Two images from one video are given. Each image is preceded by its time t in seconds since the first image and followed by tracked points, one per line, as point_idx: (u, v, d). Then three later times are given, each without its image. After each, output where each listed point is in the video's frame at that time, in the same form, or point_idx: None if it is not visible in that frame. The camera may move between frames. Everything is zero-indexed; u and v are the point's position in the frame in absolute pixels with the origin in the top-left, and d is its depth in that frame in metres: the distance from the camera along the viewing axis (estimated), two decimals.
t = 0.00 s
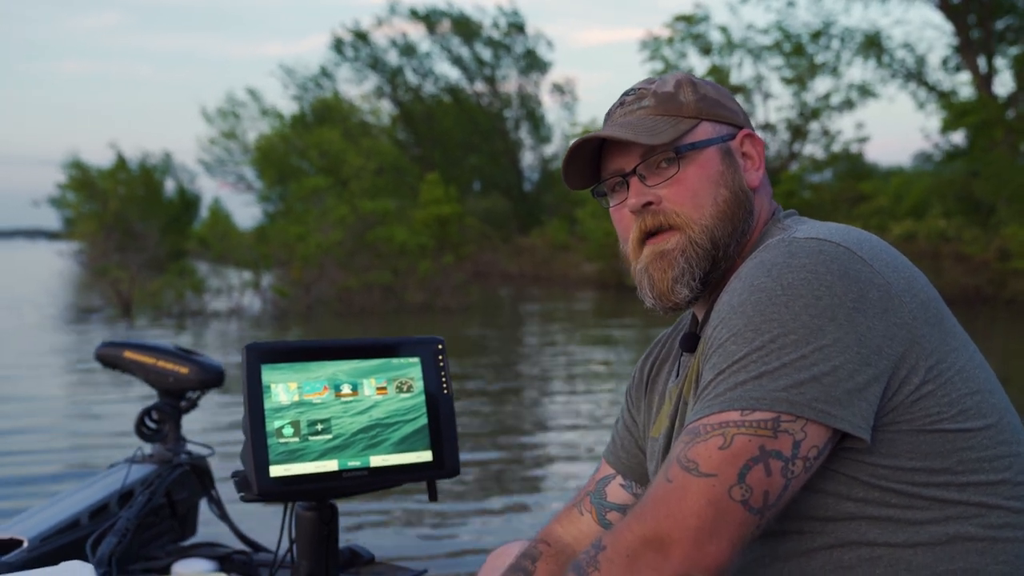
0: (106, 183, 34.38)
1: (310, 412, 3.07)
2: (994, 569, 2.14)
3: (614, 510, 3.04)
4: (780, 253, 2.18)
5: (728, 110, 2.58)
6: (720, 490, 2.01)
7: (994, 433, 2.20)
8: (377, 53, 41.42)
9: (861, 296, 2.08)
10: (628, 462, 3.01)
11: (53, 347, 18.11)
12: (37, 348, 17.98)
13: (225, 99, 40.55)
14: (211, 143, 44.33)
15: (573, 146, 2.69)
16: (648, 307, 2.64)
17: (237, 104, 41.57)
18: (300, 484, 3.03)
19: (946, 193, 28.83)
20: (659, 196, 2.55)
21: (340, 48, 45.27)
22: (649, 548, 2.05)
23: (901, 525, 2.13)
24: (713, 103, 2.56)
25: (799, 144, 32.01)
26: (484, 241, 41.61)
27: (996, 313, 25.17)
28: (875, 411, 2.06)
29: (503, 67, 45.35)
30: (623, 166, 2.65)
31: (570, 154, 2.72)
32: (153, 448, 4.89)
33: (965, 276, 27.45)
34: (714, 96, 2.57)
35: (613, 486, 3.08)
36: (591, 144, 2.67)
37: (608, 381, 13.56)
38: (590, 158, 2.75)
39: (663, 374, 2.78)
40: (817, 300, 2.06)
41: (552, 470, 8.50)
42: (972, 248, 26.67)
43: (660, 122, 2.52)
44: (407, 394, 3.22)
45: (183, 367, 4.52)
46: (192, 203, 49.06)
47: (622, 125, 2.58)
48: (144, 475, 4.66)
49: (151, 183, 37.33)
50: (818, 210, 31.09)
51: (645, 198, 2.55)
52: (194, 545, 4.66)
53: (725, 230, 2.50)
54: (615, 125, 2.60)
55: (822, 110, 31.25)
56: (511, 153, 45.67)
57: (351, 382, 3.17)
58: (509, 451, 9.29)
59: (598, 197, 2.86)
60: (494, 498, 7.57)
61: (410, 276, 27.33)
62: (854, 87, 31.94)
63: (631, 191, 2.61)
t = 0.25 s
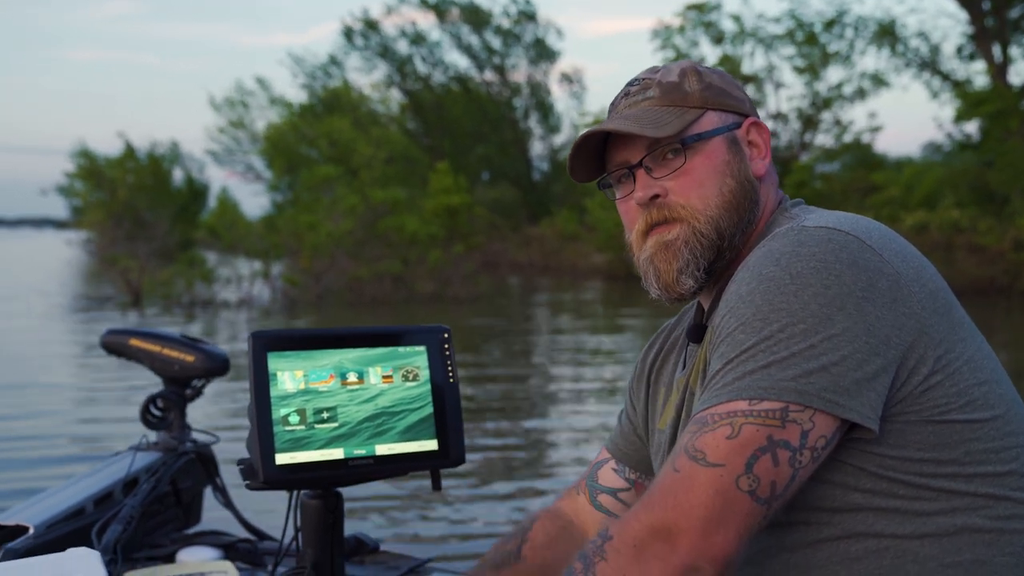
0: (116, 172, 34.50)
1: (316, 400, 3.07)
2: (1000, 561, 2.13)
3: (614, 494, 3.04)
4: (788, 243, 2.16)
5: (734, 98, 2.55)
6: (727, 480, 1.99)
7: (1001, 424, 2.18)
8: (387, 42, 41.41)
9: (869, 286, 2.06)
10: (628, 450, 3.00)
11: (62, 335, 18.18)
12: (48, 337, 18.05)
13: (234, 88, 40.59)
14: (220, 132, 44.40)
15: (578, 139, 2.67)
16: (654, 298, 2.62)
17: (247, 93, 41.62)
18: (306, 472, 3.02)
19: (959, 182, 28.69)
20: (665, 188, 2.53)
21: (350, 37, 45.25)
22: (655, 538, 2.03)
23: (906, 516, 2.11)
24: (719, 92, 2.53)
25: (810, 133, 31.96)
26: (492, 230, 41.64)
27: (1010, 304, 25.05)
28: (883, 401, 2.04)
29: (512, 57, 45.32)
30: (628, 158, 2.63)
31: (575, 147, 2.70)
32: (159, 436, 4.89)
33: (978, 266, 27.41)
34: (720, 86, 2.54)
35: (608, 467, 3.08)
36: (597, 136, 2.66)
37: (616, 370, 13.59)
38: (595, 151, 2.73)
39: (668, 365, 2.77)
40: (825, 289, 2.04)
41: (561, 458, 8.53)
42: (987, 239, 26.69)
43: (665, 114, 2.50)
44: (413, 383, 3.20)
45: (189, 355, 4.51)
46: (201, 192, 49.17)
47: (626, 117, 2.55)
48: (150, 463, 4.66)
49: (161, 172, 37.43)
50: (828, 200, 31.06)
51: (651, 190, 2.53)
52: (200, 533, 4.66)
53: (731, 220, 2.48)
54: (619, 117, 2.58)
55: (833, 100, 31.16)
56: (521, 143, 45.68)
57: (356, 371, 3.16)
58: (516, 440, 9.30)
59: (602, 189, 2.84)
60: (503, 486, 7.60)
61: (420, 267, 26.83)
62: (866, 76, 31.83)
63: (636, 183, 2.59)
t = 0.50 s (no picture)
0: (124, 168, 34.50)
1: (321, 400, 3.07)
2: (1007, 566, 2.13)
3: (619, 490, 3.04)
4: (797, 246, 2.16)
5: (739, 101, 2.55)
6: (735, 483, 1.99)
7: (1008, 429, 2.18)
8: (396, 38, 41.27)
9: (879, 289, 2.06)
10: (633, 451, 3.01)
11: (69, 333, 18.19)
12: (55, 333, 18.06)
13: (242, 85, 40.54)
14: (227, 128, 44.33)
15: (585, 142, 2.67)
16: (663, 301, 2.62)
17: (254, 90, 41.50)
18: (311, 472, 3.03)
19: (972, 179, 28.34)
20: (673, 191, 2.53)
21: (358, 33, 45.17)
22: (662, 542, 2.04)
23: (915, 520, 2.11)
24: (724, 96, 2.53)
25: (820, 131, 31.83)
26: (501, 228, 41.47)
27: None
28: (891, 405, 2.04)
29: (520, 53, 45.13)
30: (637, 162, 2.63)
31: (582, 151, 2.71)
32: (162, 435, 4.90)
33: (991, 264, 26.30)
34: (725, 89, 2.54)
35: (613, 463, 3.10)
36: (604, 140, 2.66)
37: (626, 368, 13.55)
38: (602, 155, 2.74)
39: (676, 367, 2.76)
40: (833, 293, 2.03)
41: (571, 456, 8.51)
42: (1001, 236, 26.05)
43: (671, 117, 2.50)
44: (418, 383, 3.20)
45: (193, 354, 4.51)
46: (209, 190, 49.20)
47: (632, 122, 2.56)
48: (153, 462, 4.67)
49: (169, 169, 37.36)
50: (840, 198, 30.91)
51: (659, 193, 2.53)
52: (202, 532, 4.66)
53: (741, 222, 2.47)
54: (625, 121, 2.59)
55: (844, 96, 31.03)
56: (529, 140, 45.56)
57: (361, 370, 3.15)
58: (523, 438, 9.26)
59: (610, 193, 2.84)
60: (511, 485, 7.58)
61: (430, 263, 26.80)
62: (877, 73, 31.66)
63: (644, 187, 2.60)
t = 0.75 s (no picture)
0: (130, 170, 34.49)
1: (319, 405, 3.04)
2: None
3: (615, 494, 3.04)
4: (798, 254, 2.15)
5: (741, 106, 2.55)
6: (732, 491, 1.98)
7: (1009, 438, 2.16)
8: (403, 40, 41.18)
9: (878, 298, 2.05)
10: (633, 454, 3.00)
11: (72, 335, 18.15)
12: (57, 336, 18.02)
13: (248, 87, 40.47)
14: (233, 130, 44.27)
15: (587, 146, 2.67)
16: (668, 303, 2.60)
17: (260, 92, 41.38)
18: (308, 476, 3.02)
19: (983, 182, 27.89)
20: (676, 192, 2.52)
21: (364, 35, 45.02)
22: (659, 548, 2.03)
23: (914, 529, 2.10)
24: (726, 99, 2.53)
25: (828, 134, 31.72)
26: (507, 230, 41.32)
27: None
28: (889, 415, 2.03)
29: (527, 55, 45.10)
30: (639, 165, 2.63)
31: (586, 155, 2.70)
32: (160, 438, 4.88)
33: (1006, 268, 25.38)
34: (727, 92, 2.54)
35: (610, 467, 3.09)
36: (606, 143, 2.66)
37: (631, 371, 13.51)
38: (604, 158, 2.73)
39: (677, 372, 2.75)
40: (833, 301, 2.03)
41: (577, 458, 8.49)
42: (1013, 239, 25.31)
43: (673, 119, 2.50)
44: (416, 388, 3.18)
45: (192, 358, 4.50)
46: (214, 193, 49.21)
47: (637, 123, 2.55)
48: (152, 465, 4.66)
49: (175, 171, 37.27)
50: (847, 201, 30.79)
51: (662, 195, 2.53)
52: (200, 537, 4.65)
53: (743, 224, 2.47)
54: (628, 123, 2.57)
55: (852, 99, 30.93)
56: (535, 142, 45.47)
57: (358, 375, 3.12)
58: (527, 441, 9.20)
59: (613, 197, 2.84)
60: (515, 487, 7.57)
61: (437, 267, 26.97)
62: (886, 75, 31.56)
63: (648, 190, 2.59)
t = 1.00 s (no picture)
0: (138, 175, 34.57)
1: (318, 411, 3.03)
2: None
3: (613, 499, 3.03)
4: (793, 259, 2.14)
5: (736, 111, 2.55)
6: (728, 496, 1.97)
7: (1006, 441, 2.15)
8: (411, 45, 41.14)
9: (874, 302, 2.04)
10: (630, 460, 2.99)
11: (77, 340, 18.14)
12: (62, 341, 18.01)
13: (255, 92, 40.50)
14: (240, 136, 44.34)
15: (583, 150, 2.66)
16: (664, 310, 2.59)
17: (267, 97, 41.38)
18: (305, 483, 3.01)
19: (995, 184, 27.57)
20: (671, 198, 2.52)
21: (371, 40, 45.00)
22: (656, 555, 2.02)
23: (912, 533, 2.09)
24: (722, 105, 2.52)
25: (837, 137, 31.66)
26: (515, 235, 41.24)
27: None
28: (886, 419, 2.02)
29: (535, 59, 45.06)
30: (634, 170, 2.63)
31: (580, 159, 2.70)
32: (160, 444, 4.87)
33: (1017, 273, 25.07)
34: (721, 98, 2.54)
35: (608, 473, 3.09)
36: (602, 147, 2.65)
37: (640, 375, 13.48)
38: (600, 163, 2.73)
39: (674, 379, 2.75)
40: (829, 305, 2.02)
41: (585, 462, 8.47)
42: None
43: (669, 124, 2.49)
44: (415, 394, 3.17)
45: (191, 363, 4.49)
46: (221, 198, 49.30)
47: (632, 128, 2.55)
48: (151, 472, 4.65)
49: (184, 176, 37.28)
50: (857, 204, 30.68)
51: (657, 200, 2.53)
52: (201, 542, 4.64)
53: (739, 230, 2.46)
54: (624, 129, 2.57)
55: (862, 102, 30.88)
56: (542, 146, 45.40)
57: (357, 382, 3.11)
58: (535, 446, 9.16)
59: (609, 202, 2.83)
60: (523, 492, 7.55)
61: (446, 271, 26.84)
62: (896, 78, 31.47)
63: (642, 196, 2.59)
